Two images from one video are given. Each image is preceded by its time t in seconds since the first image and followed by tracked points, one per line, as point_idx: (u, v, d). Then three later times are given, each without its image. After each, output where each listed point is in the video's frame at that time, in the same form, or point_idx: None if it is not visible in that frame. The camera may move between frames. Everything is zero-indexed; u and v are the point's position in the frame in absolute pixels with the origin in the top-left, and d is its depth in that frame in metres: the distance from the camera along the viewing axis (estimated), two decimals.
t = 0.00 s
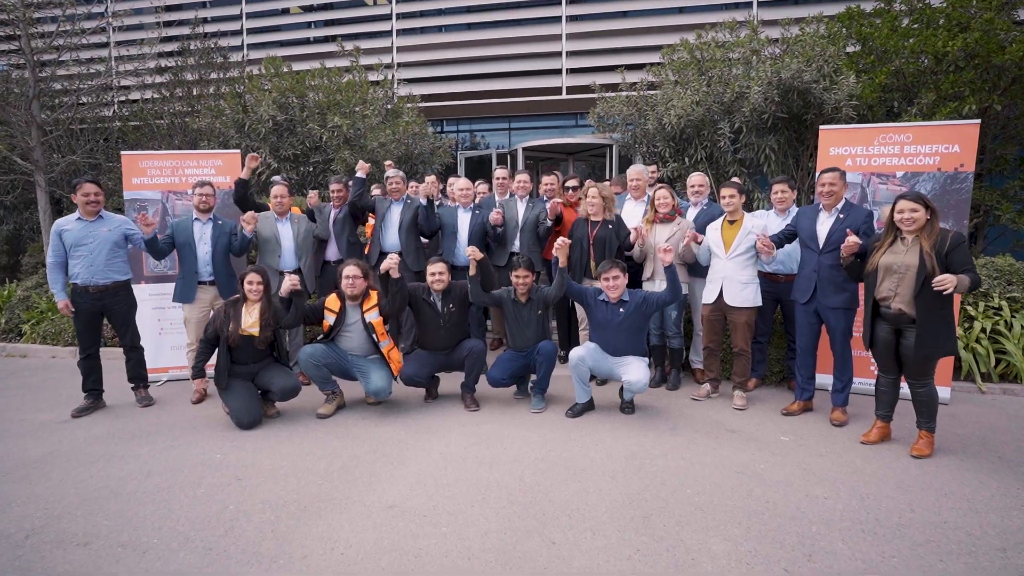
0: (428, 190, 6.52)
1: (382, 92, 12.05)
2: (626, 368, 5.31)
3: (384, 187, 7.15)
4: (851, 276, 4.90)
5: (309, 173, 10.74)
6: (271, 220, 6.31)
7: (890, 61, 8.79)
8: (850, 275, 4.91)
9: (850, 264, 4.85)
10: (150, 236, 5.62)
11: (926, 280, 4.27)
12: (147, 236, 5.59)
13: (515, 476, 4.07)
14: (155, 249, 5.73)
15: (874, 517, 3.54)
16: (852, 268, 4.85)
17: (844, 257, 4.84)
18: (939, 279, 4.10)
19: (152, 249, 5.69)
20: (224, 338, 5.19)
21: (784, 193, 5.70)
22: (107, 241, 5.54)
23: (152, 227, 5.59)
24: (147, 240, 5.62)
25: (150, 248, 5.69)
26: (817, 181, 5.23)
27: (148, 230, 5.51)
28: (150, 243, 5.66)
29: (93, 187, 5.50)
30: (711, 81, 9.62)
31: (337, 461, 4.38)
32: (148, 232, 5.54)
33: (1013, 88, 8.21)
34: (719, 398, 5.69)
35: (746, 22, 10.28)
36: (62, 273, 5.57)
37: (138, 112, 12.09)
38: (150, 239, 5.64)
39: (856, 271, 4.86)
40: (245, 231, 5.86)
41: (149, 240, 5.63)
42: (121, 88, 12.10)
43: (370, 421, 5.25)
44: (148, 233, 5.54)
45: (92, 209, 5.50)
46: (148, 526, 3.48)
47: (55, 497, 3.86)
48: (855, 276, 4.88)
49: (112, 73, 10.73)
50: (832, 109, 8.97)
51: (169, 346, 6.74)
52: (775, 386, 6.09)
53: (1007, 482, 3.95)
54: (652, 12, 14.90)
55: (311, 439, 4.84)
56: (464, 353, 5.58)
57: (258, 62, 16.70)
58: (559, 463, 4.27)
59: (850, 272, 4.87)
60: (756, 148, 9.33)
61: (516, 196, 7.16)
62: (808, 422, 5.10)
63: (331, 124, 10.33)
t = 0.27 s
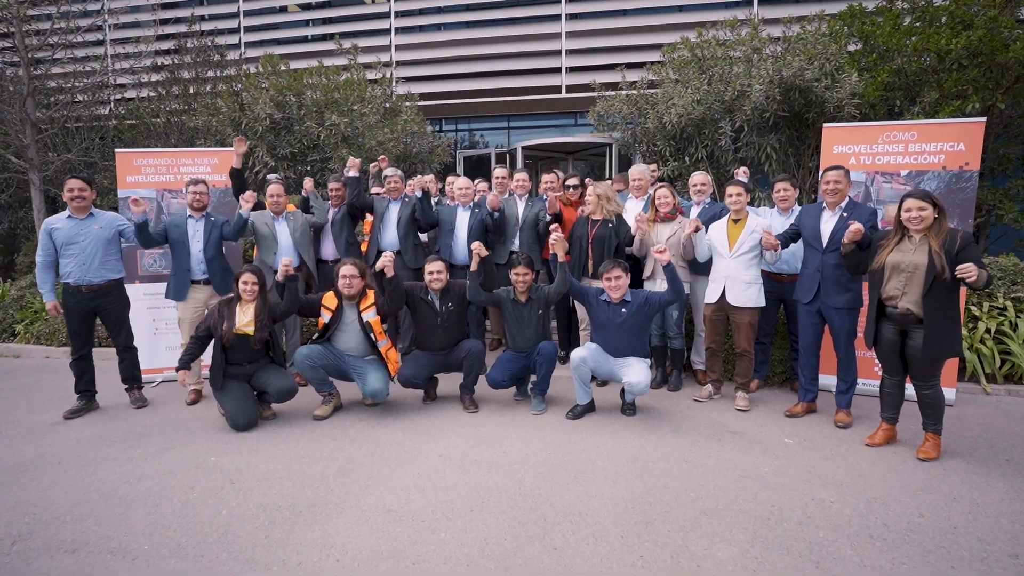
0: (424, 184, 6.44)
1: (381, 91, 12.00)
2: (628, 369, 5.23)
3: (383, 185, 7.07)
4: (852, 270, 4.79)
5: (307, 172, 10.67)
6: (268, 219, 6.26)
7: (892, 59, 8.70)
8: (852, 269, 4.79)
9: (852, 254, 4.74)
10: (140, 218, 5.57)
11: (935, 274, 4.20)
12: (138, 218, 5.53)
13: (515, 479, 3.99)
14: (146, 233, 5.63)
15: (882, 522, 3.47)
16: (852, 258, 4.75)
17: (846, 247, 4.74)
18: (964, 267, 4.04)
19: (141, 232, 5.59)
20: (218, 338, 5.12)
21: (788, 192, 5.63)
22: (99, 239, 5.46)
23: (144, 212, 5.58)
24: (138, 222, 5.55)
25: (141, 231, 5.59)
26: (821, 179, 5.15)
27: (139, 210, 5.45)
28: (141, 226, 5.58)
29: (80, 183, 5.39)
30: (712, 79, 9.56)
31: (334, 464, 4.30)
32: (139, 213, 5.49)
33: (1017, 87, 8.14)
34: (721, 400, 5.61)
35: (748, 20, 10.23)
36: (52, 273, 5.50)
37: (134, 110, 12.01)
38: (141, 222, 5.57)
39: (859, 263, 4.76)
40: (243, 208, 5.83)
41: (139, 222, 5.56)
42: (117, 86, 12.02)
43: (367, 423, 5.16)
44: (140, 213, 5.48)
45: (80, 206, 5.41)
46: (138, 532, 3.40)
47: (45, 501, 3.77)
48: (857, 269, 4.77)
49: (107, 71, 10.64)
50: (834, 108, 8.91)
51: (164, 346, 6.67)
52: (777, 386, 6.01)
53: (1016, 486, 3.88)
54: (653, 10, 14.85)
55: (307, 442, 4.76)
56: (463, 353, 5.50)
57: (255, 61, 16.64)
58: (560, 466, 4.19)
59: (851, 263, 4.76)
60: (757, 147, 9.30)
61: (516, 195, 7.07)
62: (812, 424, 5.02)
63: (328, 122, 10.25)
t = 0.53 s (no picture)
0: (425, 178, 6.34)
1: (378, 89, 11.92)
2: (630, 371, 5.15)
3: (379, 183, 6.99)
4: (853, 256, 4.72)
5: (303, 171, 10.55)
6: (264, 219, 6.15)
7: (895, 57, 8.61)
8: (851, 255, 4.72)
9: (854, 236, 4.67)
10: (124, 199, 5.35)
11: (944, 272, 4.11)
12: (121, 198, 5.32)
13: (515, 484, 3.90)
14: (131, 214, 5.44)
15: (892, 528, 3.38)
16: (852, 241, 4.68)
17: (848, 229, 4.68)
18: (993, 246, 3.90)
19: (126, 213, 5.39)
20: (210, 338, 5.03)
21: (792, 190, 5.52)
22: (88, 237, 5.39)
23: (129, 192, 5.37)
24: (121, 204, 5.33)
25: (125, 212, 5.40)
26: (825, 177, 5.05)
27: (123, 189, 5.24)
28: (124, 207, 5.37)
29: (68, 181, 5.31)
30: (712, 78, 9.48)
31: (330, 468, 4.21)
32: (122, 193, 5.28)
33: (1020, 85, 8.06)
34: (723, 401, 5.52)
35: (748, 19, 10.18)
36: (37, 273, 5.36)
37: (128, 109, 11.89)
38: (124, 203, 5.35)
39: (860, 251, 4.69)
40: (233, 187, 5.63)
41: (123, 203, 5.34)
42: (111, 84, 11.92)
43: (363, 426, 5.06)
44: (123, 193, 5.27)
45: (69, 204, 5.32)
46: (127, 540, 3.31)
47: (32, 508, 3.68)
48: (857, 255, 4.70)
49: (102, 68, 10.54)
50: (836, 107, 8.83)
51: (158, 348, 6.58)
52: (780, 388, 5.92)
53: None
54: (652, 9, 14.86)
55: (303, 445, 4.66)
56: (461, 354, 5.41)
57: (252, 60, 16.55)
58: (561, 470, 4.10)
59: (850, 248, 4.70)
60: (759, 146, 9.20)
61: (515, 194, 6.96)
62: (816, 426, 4.93)
63: (325, 121, 10.13)
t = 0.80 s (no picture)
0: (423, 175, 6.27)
1: (376, 88, 11.88)
2: (632, 372, 5.07)
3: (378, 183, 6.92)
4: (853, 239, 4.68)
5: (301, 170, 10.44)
6: (258, 217, 6.08)
7: (898, 56, 8.54)
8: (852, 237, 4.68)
9: (856, 217, 4.62)
10: (124, 187, 5.33)
11: (954, 273, 4.04)
12: (121, 186, 5.29)
13: (514, 489, 3.82)
14: (127, 204, 5.39)
15: (900, 534, 3.31)
16: (855, 221, 4.63)
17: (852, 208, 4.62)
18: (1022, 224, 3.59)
19: (122, 201, 5.35)
20: (203, 339, 4.95)
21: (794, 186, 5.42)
22: (78, 235, 5.32)
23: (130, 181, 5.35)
24: (119, 191, 5.30)
25: (121, 201, 5.35)
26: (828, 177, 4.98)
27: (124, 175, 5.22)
28: (123, 196, 5.34)
29: (59, 179, 5.26)
30: (713, 76, 9.40)
31: (326, 472, 4.13)
32: (123, 180, 5.26)
33: None
34: (726, 403, 5.45)
35: (749, 18, 10.14)
36: (25, 272, 5.25)
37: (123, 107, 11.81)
38: (123, 190, 5.33)
39: (862, 235, 4.64)
40: (222, 177, 5.56)
41: (122, 190, 5.31)
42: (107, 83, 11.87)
43: (360, 429, 4.98)
44: (123, 179, 5.25)
45: (61, 203, 5.26)
46: (117, 547, 3.23)
47: (20, 515, 3.59)
48: (858, 238, 4.66)
49: (98, 67, 10.46)
50: (837, 106, 8.79)
51: (152, 349, 6.49)
52: (782, 390, 5.84)
53: None
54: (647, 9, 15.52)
55: (299, 449, 4.57)
56: (459, 356, 5.32)
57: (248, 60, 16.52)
58: (561, 474, 4.02)
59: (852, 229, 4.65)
60: (759, 145, 9.14)
61: (515, 194, 6.89)
62: (821, 429, 4.86)
63: (322, 120, 10.02)
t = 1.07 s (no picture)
0: (420, 168, 6.22)
1: (374, 87, 11.84)
2: (633, 375, 5.00)
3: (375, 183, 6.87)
4: (864, 222, 4.59)
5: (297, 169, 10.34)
6: (251, 216, 5.99)
7: (900, 55, 8.51)
8: (863, 220, 4.60)
9: (866, 200, 4.53)
10: (114, 178, 5.17)
11: (964, 273, 3.97)
12: (110, 178, 5.13)
13: (514, 494, 3.74)
14: (116, 196, 5.23)
15: (910, 541, 3.22)
16: (864, 204, 4.54)
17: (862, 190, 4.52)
18: None
19: (111, 193, 5.18)
20: (196, 341, 4.85)
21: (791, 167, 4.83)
22: (70, 236, 5.22)
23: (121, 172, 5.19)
24: (107, 184, 5.14)
25: (110, 192, 5.18)
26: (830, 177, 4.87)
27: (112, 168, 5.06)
28: (112, 188, 5.17)
29: (52, 179, 5.19)
30: (713, 75, 9.33)
31: (320, 477, 4.04)
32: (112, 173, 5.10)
33: None
34: (727, 405, 5.36)
35: (748, 17, 10.10)
36: (11, 270, 5.13)
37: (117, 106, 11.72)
38: (112, 183, 5.16)
39: (872, 218, 4.55)
40: (221, 175, 5.47)
41: (110, 183, 5.15)
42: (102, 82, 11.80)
43: (356, 433, 4.88)
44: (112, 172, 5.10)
45: (52, 203, 5.17)
46: (103, 556, 3.13)
47: (4, 522, 3.49)
48: (867, 221, 4.58)
49: (92, 65, 10.37)
50: (839, 105, 8.73)
51: (144, 351, 6.40)
52: (784, 392, 5.75)
53: None
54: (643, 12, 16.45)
55: (293, 453, 4.47)
56: (457, 358, 5.22)
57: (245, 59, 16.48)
58: (561, 479, 3.94)
59: (861, 211, 4.57)
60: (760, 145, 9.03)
61: (515, 194, 6.82)
62: (824, 432, 4.78)
63: (318, 119, 9.89)
